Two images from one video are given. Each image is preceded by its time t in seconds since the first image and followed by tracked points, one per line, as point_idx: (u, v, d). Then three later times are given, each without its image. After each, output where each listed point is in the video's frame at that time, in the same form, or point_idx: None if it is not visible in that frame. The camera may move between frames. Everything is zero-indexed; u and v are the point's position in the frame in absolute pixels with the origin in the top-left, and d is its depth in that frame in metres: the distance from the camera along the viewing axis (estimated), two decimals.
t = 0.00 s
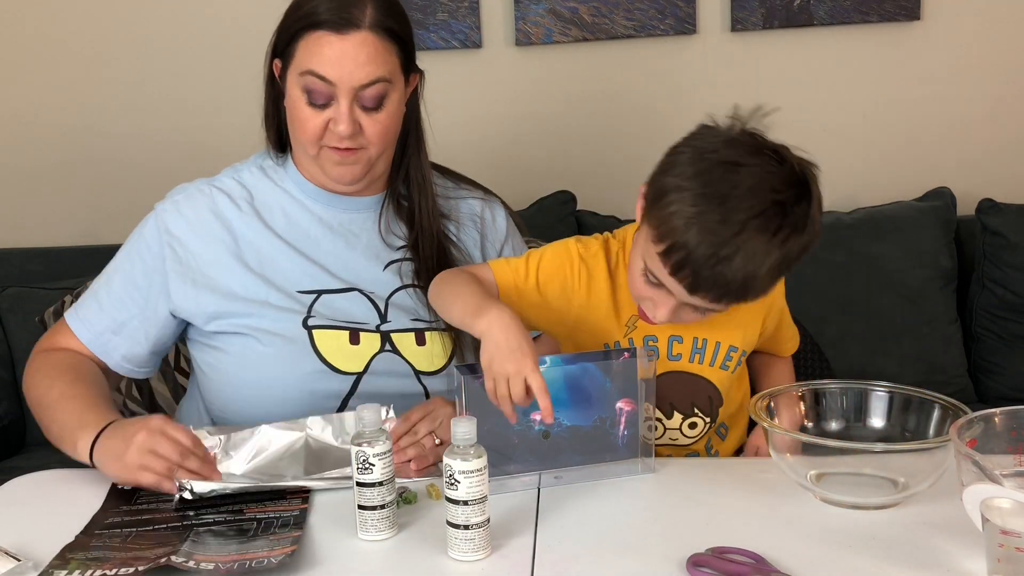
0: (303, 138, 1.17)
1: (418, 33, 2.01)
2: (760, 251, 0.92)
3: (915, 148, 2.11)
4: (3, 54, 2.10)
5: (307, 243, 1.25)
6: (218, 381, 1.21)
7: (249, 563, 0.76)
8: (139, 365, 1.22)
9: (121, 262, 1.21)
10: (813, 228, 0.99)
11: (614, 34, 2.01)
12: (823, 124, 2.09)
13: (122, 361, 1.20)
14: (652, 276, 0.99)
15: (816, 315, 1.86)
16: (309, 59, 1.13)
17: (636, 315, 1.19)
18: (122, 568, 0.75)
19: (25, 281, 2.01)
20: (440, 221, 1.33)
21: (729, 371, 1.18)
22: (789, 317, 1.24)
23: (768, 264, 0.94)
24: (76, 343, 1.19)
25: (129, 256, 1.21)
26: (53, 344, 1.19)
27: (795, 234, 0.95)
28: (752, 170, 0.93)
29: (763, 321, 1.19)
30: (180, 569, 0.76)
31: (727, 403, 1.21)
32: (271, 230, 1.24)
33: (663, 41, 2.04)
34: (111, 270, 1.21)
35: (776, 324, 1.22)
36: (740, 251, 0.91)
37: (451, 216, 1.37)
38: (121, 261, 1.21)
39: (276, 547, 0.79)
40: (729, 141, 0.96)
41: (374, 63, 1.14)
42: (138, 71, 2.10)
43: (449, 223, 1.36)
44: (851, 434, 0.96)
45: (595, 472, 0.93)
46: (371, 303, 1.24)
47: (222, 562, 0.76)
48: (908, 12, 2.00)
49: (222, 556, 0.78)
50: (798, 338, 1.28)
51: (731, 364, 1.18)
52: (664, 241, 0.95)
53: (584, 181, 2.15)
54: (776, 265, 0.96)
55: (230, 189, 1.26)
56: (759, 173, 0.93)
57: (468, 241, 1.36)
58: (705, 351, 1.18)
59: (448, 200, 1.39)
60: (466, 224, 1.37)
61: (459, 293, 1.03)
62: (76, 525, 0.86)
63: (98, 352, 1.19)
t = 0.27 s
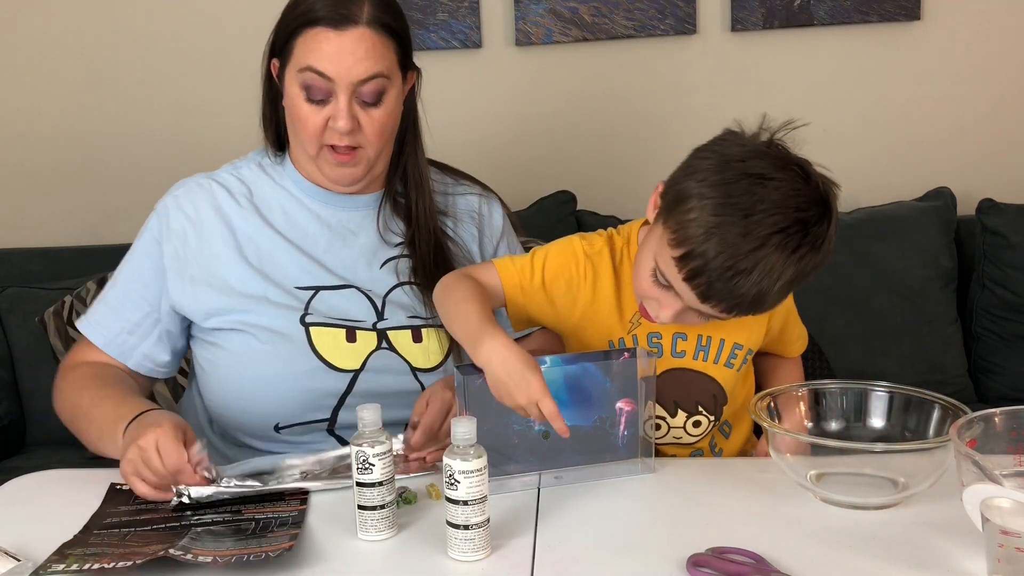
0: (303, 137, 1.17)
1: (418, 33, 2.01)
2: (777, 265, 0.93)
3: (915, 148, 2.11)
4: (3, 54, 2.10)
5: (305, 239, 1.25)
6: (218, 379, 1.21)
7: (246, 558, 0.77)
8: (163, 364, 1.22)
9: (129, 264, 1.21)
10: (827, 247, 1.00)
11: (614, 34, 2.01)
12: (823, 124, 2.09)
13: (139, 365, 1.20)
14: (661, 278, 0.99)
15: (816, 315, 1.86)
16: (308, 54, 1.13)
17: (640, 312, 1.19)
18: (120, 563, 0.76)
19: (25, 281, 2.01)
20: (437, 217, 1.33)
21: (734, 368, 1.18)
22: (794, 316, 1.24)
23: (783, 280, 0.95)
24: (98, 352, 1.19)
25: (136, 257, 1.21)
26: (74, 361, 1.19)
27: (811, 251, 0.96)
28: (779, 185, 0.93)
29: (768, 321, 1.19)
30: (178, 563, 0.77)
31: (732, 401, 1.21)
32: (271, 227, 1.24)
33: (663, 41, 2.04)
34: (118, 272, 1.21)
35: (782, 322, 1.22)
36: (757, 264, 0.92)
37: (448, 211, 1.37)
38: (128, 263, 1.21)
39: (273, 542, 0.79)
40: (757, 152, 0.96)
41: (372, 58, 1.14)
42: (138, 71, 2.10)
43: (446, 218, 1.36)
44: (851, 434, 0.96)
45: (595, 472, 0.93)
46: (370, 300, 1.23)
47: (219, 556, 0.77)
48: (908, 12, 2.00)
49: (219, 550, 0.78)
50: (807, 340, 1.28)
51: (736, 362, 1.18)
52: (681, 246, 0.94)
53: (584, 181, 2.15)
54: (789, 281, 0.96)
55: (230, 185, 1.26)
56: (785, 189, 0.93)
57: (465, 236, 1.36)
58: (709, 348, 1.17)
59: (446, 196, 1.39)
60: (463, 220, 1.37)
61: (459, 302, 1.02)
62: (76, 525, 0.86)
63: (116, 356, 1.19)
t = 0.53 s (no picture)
0: (301, 138, 1.17)
1: (418, 33, 2.01)
2: (795, 245, 0.93)
3: (915, 148, 2.11)
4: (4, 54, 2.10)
5: (304, 239, 1.25)
6: (220, 379, 1.21)
7: (248, 549, 0.77)
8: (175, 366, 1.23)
9: (133, 270, 1.22)
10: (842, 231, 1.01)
11: (614, 34, 2.01)
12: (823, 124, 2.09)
13: (149, 370, 1.20)
14: (674, 255, 0.99)
15: (815, 315, 1.86)
16: (304, 56, 1.13)
17: (643, 300, 1.19)
18: (122, 555, 0.76)
19: (25, 281, 2.01)
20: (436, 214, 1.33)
21: (736, 360, 1.18)
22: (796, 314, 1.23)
23: (800, 261, 0.95)
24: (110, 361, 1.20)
25: (140, 262, 1.22)
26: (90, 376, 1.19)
27: (828, 233, 0.96)
28: (802, 165, 0.94)
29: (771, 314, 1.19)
30: (180, 556, 0.77)
31: (734, 394, 1.20)
32: (269, 227, 1.24)
33: (663, 41, 2.04)
34: (122, 278, 1.22)
35: (785, 314, 1.22)
36: (777, 242, 0.92)
37: (447, 208, 1.36)
38: (131, 269, 1.22)
39: (275, 537, 0.80)
40: (781, 132, 0.97)
41: (369, 58, 1.14)
42: (138, 71, 2.10)
43: (445, 215, 1.35)
44: (851, 434, 0.96)
45: (595, 472, 0.93)
46: (369, 300, 1.23)
47: (221, 549, 0.78)
48: (908, 12, 2.00)
49: (218, 544, 0.79)
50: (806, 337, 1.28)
51: (737, 353, 1.18)
52: (699, 222, 0.95)
53: (583, 181, 2.15)
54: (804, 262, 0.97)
55: (229, 186, 1.26)
56: (807, 169, 0.94)
57: (464, 233, 1.36)
58: (711, 338, 1.17)
59: (444, 193, 1.39)
60: (462, 216, 1.37)
61: (463, 301, 1.02)
62: (76, 524, 0.86)
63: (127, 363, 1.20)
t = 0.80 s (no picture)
0: (303, 141, 1.17)
1: (418, 33, 2.01)
2: (798, 232, 0.95)
3: (915, 148, 2.11)
4: (4, 54, 2.10)
5: (302, 241, 1.26)
6: (220, 381, 1.21)
7: (249, 550, 0.77)
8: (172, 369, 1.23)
9: (133, 272, 1.22)
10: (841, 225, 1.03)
11: (614, 34, 2.01)
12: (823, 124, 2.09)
13: (150, 373, 1.20)
14: (677, 238, 1.00)
15: (816, 315, 1.86)
16: (306, 61, 1.13)
17: (638, 291, 1.19)
18: (123, 556, 0.76)
19: (25, 281, 2.01)
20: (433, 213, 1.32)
21: (728, 352, 1.18)
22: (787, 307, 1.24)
23: (801, 249, 0.97)
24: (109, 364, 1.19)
25: (139, 265, 1.22)
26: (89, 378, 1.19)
27: (829, 224, 0.98)
28: (809, 153, 0.96)
29: (762, 305, 1.20)
30: (182, 556, 0.77)
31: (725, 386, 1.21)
32: (268, 228, 1.24)
33: (663, 41, 2.04)
34: (122, 281, 1.22)
35: (776, 305, 1.22)
36: (781, 227, 0.94)
37: (444, 207, 1.36)
38: (131, 271, 1.22)
39: (276, 537, 0.80)
40: (790, 121, 0.99)
41: (371, 60, 1.14)
42: (138, 71, 2.10)
43: (442, 214, 1.35)
44: (851, 434, 0.96)
45: (594, 472, 0.93)
46: (366, 304, 1.23)
47: (222, 549, 0.78)
48: (908, 12, 2.00)
49: (223, 544, 0.79)
50: (793, 335, 1.27)
51: (730, 345, 1.18)
52: (705, 204, 0.96)
53: (583, 181, 2.15)
54: (805, 252, 0.99)
55: (228, 189, 1.26)
56: (814, 158, 0.96)
57: (462, 232, 1.35)
58: (705, 329, 1.18)
59: (441, 192, 1.39)
60: (459, 215, 1.36)
61: (462, 289, 1.02)
62: (76, 524, 0.86)
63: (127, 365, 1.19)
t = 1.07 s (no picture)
0: (299, 140, 1.17)
1: (418, 33, 2.02)
2: (787, 223, 0.96)
3: (915, 148, 2.11)
4: (4, 54, 2.10)
5: (299, 240, 1.25)
6: (216, 380, 1.21)
7: (243, 555, 0.77)
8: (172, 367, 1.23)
9: (130, 271, 1.22)
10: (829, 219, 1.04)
11: (614, 34, 2.01)
12: (823, 125, 2.09)
13: (146, 372, 1.21)
14: (667, 234, 0.99)
15: (815, 316, 1.87)
16: (302, 60, 1.13)
17: (634, 286, 1.19)
18: (117, 559, 0.76)
19: (25, 281, 2.01)
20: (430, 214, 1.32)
21: (724, 348, 1.18)
22: (784, 305, 1.25)
23: (790, 241, 0.98)
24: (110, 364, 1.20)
25: (137, 263, 1.22)
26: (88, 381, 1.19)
27: (818, 216, 0.99)
28: (796, 146, 0.97)
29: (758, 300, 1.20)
30: (175, 560, 0.77)
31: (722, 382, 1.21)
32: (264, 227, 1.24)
33: (663, 41, 2.04)
34: (119, 279, 1.22)
35: (773, 301, 1.23)
36: (770, 218, 0.95)
37: (441, 208, 1.36)
38: (128, 269, 1.22)
39: (269, 542, 0.80)
40: (776, 115, 1.00)
41: (366, 58, 1.14)
42: (138, 70, 2.10)
43: (440, 214, 1.35)
44: (851, 434, 0.96)
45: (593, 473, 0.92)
46: (362, 304, 1.23)
47: (216, 553, 0.77)
48: (907, 12, 2.00)
49: (216, 548, 0.79)
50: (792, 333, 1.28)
51: (726, 341, 1.18)
52: (695, 198, 0.96)
53: (584, 182, 2.15)
54: (794, 245, 0.99)
55: (226, 188, 1.27)
56: (800, 150, 0.97)
57: (459, 233, 1.35)
58: (702, 325, 1.18)
59: (439, 192, 1.38)
60: (456, 216, 1.36)
61: (462, 285, 1.02)
62: (75, 525, 0.86)
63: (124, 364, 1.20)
